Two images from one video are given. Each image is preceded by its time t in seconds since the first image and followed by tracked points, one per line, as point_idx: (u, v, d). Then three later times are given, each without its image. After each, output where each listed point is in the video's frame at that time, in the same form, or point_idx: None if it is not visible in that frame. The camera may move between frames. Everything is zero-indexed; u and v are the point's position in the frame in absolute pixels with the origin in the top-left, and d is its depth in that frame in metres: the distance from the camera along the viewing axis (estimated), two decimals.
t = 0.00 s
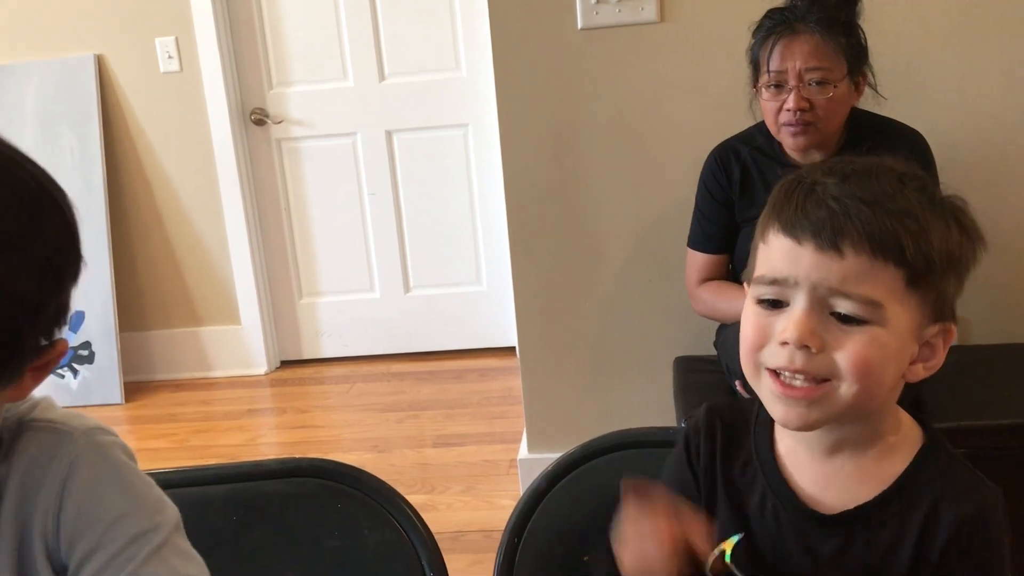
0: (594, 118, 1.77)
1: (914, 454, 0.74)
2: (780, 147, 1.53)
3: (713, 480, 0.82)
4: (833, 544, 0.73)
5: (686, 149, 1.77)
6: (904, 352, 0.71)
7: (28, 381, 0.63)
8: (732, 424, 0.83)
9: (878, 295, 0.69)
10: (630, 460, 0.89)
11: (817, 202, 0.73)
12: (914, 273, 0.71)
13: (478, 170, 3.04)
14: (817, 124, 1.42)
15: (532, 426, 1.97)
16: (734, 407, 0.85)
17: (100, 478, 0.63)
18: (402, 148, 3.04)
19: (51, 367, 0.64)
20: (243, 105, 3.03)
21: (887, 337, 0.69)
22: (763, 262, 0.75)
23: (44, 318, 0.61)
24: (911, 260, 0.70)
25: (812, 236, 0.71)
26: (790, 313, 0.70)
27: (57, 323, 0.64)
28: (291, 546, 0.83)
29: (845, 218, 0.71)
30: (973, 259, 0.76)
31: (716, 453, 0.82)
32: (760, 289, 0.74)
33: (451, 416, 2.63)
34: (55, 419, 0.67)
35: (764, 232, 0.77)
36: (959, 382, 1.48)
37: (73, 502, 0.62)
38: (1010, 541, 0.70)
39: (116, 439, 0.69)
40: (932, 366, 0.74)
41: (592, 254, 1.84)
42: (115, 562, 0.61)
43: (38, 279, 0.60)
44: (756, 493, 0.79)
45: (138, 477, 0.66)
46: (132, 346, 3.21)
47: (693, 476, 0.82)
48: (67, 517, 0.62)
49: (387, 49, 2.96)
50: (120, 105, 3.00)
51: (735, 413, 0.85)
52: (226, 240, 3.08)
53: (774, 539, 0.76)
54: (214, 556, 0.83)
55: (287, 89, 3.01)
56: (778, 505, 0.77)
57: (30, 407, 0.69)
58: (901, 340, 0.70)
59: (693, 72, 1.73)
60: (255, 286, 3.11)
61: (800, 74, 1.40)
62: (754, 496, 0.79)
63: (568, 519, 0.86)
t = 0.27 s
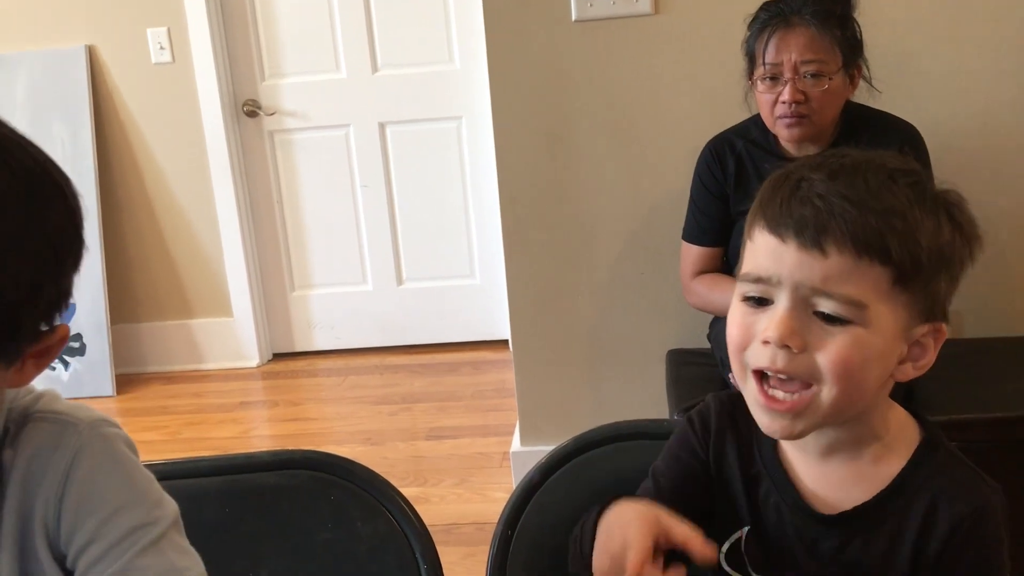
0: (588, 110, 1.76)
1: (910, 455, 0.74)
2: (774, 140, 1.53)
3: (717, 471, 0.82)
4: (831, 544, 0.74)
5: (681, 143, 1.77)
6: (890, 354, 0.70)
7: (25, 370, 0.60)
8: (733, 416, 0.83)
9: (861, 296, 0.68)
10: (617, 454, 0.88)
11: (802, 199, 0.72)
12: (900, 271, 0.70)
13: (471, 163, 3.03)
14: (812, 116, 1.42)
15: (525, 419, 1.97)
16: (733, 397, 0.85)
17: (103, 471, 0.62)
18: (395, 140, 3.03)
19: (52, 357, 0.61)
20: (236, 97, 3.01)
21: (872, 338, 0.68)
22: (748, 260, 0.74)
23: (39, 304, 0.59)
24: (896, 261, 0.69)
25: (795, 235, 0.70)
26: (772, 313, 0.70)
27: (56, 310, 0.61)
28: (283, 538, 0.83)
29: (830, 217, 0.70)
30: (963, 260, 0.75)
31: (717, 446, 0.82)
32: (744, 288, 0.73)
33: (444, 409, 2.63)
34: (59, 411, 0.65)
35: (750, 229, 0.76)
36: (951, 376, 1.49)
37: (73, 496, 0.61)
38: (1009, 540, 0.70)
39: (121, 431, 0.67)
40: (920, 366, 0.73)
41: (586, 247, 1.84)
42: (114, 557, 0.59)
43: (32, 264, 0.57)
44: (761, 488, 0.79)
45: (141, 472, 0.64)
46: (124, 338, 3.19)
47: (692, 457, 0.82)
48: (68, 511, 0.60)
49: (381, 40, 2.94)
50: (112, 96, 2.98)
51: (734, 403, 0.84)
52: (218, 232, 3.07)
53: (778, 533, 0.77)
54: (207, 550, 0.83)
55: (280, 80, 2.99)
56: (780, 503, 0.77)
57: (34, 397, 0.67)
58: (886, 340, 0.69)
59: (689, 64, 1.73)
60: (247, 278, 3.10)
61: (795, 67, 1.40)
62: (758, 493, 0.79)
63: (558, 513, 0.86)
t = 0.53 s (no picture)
0: (585, 102, 1.76)
1: (901, 444, 0.74)
2: (771, 131, 1.53)
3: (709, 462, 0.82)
4: (820, 536, 0.74)
5: (676, 135, 1.77)
6: (873, 353, 0.70)
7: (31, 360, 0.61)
8: (725, 409, 0.83)
9: (840, 301, 0.68)
10: (615, 446, 0.88)
11: (784, 201, 0.72)
12: (882, 274, 0.69)
13: (467, 154, 3.03)
14: (810, 108, 1.42)
15: (521, 411, 1.97)
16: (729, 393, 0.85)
17: (102, 460, 0.62)
18: (390, 131, 3.02)
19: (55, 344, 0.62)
20: (230, 87, 3.00)
21: (852, 342, 0.69)
22: (732, 259, 0.74)
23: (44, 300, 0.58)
24: (879, 264, 0.69)
25: (775, 240, 0.70)
26: (751, 317, 0.70)
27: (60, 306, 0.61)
28: (278, 529, 0.83)
29: (810, 223, 0.69)
30: (957, 251, 0.74)
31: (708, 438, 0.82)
32: (728, 288, 0.73)
33: (439, 400, 2.63)
34: (57, 399, 0.65)
35: (735, 225, 0.76)
36: (945, 368, 1.50)
37: (71, 484, 0.60)
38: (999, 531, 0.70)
39: (120, 422, 0.66)
40: (906, 359, 0.74)
41: (581, 239, 1.84)
42: (111, 545, 0.59)
43: (33, 261, 0.56)
44: (750, 480, 0.79)
45: (140, 462, 0.64)
46: (118, 329, 3.19)
47: (683, 450, 0.83)
48: (67, 499, 0.60)
49: (376, 31, 2.93)
50: (105, 86, 2.96)
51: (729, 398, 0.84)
52: (213, 223, 3.06)
53: (767, 526, 0.77)
54: (204, 541, 0.83)
55: (275, 71, 2.98)
56: (770, 495, 0.77)
57: (33, 385, 0.66)
58: (867, 341, 0.69)
59: (686, 55, 1.72)
60: (242, 269, 3.09)
61: (794, 59, 1.40)
62: (748, 485, 0.79)
63: (555, 504, 0.86)
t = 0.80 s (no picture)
0: (580, 93, 1.76)
1: (892, 439, 0.74)
2: (768, 123, 1.53)
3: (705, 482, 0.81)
4: (815, 544, 0.73)
5: (672, 127, 1.77)
6: (864, 345, 0.70)
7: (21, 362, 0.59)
8: (716, 429, 0.83)
9: (833, 287, 0.68)
10: (610, 438, 0.88)
11: (780, 188, 0.72)
12: (876, 262, 0.69)
13: (463, 146, 3.02)
14: (807, 100, 1.42)
15: (516, 404, 1.97)
16: (720, 412, 0.84)
17: (95, 454, 0.61)
18: (386, 122, 3.01)
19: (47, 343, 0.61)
20: (226, 78, 2.98)
21: (843, 330, 0.68)
22: (725, 247, 0.74)
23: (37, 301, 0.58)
24: (872, 253, 0.68)
25: (770, 224, 0.70)
26: (744, 303, 0.70)
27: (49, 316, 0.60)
28: (274, 520, 0.83)
29: (804, 208, 0.70)
30: (948, 250, 0.74)
31: (704, 460, 0.81)
32: (721, 275, 0.73)
33: (434, 392, 2.64)
34: (48, 394, 0.64)
35: (730, 215, 0.76)
36: (940, 361, 1.50)
37: (63, 480, 0.60)
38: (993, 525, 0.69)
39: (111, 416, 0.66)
40: (897, 356, 0.73)
41: (577, 231, 1.84)
42: (105, 540, 0.59)
43: (29, 262, 0.56)
44: (740, 497, 0.78)
45: (134, 457, 0.63)
46: (114, 321, 3.18)
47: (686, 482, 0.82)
48: (60, 494, 0.59)
49: (372, 21, 2.92)
50: (100, 77, 2.95)
51: (719, 418, 0.84)
52: (209, 214, 3.05)
53: (759, 538, 0.76)
54: (200, 532, 0.82)
55: (270, 61, 2.97)
56: (762, 510, 0.76)
57: (21, 381, 0.66)
58: (859, 331, 0.69)
59: (683, 47, 1.72)
60: (237, 260, 3.09)
61: (791, 50, 1.40)
62: (739, 501, 0.78)
63: (549, 495, 0.86)
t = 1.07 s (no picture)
0: (576, 86, 1.75)
1: (883, 432, 0.74)
2: (764, 117, 1.53)
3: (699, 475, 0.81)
4: (810, 537, 0.73)
5: (668, 121, 1.77)
6: (856, 336, 0.70)
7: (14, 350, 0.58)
8: (710, 423, 0.83)
9: (828, 275, 0.68)
10: (603, 433, 0.88)
11: (777, 176, 0.73)
12: (869, 253, 0.69)
13: (458, 140, 3.01)
14: (803, 94, 1.41)
15: (512, 398, 1.97)
16: (714, 407, 0.84)
17: (87, 450, 0.60)
18: (381, 116, 3.00)
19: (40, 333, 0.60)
20: (220, 72, 2.97)
21: (837, 318, 0.68)
22: (720, 235, 0.74)
23: (30, 288, 0.57)
24: (866, 243, 0.69)
25: (767, 210, 0.70)
26: (739, 289, 0.69)
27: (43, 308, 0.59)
28: (270, 516, 0.83)
29: (801, 195, 0.70)
30: (936, 249, 0.75)
31: (698, 452, 0.81)
32: (714, 263, 0.72)
33: (430, 386, 2.64)
34: (39, 389, 0.63)
35: (725, 204, 0.76)
36: (934, 355, 1.50)
37: (56, 476, 0.59)
38: (987, 513, 0.70)
39: (104, 412, 0.65)
40: (889, 351, 0.73)
41: (573, 226, 1.84)
42: (97, 535, 0.58)
43: (35, 237, 0.56)
44: (734, 491, 0.78)
45: (127, 452, 0.62)
46: (109, 315, 3.17)
47: (682, 473, 0.82)
48: (51, 491, 0.59)
49: (367, 15, 2.91)
50: (94, 70, 2.94)
51: (712, 413, 0.84)
52: (204, 209, 3.04)
53: (753, 531, 0.77)
54: (195, 530, 0.82)
55: (265, 55, 2.95)
56: (755, 503, 0.76)
57: (13, 374, 0.65)
58: (851, 321, 0.69)
59: (680, 40, 1.72)
60: (232, 255, 3.08)
61: (787, 44, 1.40)
62: (732, 495, 0.78)
63: (544, 492, 0.86)
